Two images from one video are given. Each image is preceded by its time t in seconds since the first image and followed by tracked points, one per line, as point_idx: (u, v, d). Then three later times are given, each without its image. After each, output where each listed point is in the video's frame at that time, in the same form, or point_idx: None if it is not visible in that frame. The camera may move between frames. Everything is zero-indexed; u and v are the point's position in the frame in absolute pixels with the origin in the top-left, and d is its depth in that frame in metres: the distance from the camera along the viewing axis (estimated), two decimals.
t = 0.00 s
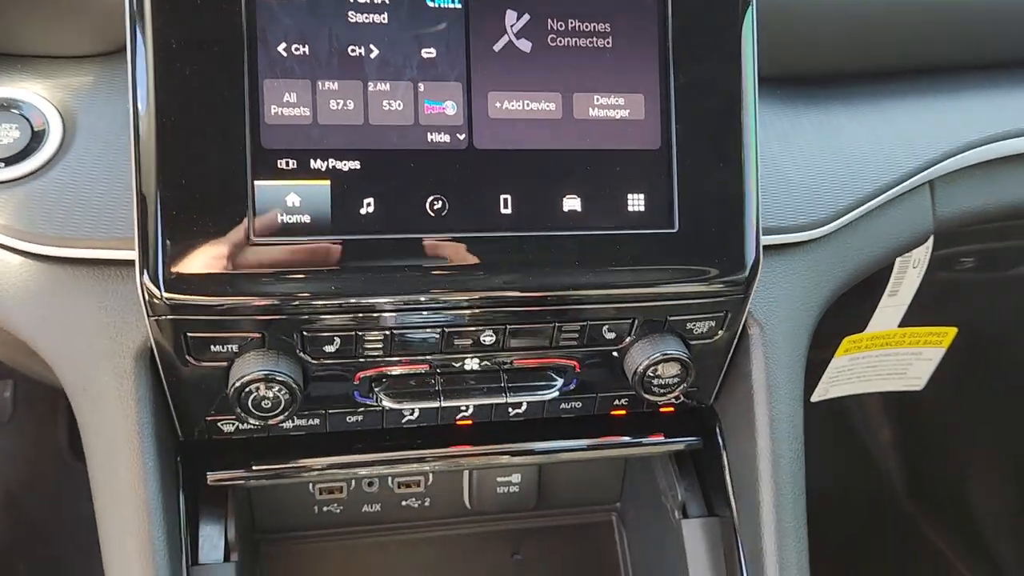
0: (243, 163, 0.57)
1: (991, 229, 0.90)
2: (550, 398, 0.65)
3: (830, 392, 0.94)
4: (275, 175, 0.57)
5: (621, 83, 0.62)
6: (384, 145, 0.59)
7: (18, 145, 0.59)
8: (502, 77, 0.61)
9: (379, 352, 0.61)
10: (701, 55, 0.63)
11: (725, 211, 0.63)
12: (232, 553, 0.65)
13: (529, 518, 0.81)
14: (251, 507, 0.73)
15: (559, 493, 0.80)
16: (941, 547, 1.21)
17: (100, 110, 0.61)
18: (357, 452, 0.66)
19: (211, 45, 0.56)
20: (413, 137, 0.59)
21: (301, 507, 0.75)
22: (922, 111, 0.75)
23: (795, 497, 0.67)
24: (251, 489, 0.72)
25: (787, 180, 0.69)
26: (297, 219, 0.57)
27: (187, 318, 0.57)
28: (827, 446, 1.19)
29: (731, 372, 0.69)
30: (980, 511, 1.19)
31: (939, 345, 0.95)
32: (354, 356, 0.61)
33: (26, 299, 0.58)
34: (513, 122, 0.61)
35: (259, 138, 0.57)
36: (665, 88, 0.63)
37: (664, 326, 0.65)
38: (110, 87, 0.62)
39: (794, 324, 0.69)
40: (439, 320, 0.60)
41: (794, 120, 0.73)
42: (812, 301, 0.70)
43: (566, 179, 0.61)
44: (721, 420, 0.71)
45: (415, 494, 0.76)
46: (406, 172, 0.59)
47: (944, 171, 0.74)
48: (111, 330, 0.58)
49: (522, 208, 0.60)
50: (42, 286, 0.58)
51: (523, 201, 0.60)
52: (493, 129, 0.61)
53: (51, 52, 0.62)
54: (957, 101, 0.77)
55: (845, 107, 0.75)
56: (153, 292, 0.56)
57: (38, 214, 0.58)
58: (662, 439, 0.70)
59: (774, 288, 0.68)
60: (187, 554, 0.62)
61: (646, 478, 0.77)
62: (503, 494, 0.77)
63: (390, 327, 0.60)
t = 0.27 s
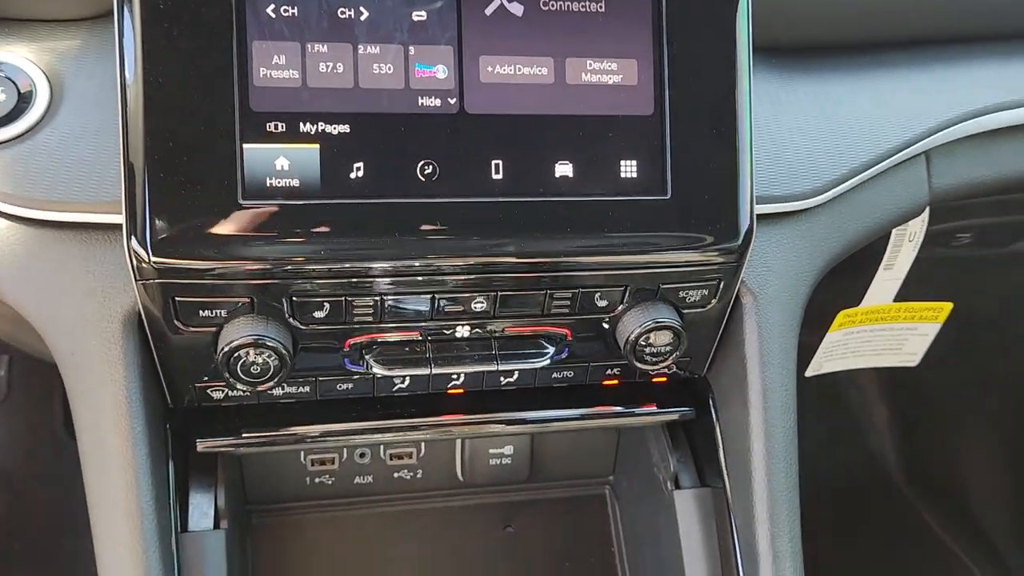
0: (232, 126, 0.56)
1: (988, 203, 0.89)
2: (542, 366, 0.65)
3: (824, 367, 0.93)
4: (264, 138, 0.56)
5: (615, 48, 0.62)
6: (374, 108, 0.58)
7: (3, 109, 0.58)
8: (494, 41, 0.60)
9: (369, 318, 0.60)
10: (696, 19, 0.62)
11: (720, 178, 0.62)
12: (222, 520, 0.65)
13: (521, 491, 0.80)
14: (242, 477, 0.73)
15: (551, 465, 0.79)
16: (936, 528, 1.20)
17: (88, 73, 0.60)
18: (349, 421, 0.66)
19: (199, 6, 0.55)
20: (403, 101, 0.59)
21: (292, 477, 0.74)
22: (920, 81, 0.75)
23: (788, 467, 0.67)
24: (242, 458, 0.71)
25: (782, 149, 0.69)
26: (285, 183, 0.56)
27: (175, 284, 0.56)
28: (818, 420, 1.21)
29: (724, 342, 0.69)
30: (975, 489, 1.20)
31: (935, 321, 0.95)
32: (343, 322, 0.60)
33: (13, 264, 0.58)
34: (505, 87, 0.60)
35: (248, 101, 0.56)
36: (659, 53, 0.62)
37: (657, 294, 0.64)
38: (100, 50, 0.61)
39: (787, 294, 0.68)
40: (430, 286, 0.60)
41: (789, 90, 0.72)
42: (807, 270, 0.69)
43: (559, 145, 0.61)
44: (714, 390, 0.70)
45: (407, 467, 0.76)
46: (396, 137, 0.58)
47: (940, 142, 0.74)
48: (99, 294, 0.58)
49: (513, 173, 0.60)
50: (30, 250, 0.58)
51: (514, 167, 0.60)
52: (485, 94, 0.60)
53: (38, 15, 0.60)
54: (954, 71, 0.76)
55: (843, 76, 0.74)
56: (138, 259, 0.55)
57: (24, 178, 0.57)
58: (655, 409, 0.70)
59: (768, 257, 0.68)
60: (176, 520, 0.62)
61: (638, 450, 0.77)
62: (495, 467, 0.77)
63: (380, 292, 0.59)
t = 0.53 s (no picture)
0: (222, 99, 0.56)
1: (982, 185, 0.89)
2: (532, 342, 0.65)
3: (817, 349, 0.94)
4: (254, 112, 0.56)
5: (606, 23, 0.62)
6: (364, 83, 0.58)
7: None
8: (485, 16, 0.60)
9: (359, 294, 0.60)
10: None
11: (711, 154, 0.62)
12: (214, 495, 0.65)
13: (513, 469, 0.80)
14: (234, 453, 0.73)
15: (543, 442, 0.79)
16: (926, 508, 1.22)
17: (78, 47, 0.60)
18: (339, 396, 0.66)
19: None
20: (394, 75, 0.58)
21: (284, 453, 0.74)
22: (913, 61, 0.74)
23: (778, 444, 0.67)
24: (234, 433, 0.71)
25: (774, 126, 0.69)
26: (275, 157, 0.56)
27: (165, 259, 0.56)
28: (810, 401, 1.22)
29: (716, 322, 0.68)
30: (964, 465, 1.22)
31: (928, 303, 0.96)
32: (333, 297, 0.60)
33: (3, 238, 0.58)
34: (495, 62, 0.60)
35: (238, 74, 0.56)
36: (651, 28, 0.62)
37: (647, 270, 0.64)
38: (89, 24, 0.60)
39: (779, 273, 0.68)
40: (420, 261, 0.60)
41: (782, 68, 0.72)
42: (798, 248, 0.69)
43: (550, 121, 0.61)
44: (704, 368, 0.70)
45: (400, 444, 0.76)
46: (386, 111, 0.58)
47: (933, 121, 0.74)
48: (90, 268, 0.58)
49: (504, 149, 0.60)
50: (21, 223, 0.58)
51: (505, 142, 0.60)
52: (475, 69, 0.60)
53: None
54: (949, 50, 0.75)
55: (837, 55, 0.74)
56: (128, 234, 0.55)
57: (14, 151, 0.57)
58: (645, 387, 0.70)
59: (760, 234, 0.68)
60: (167, 495, 0.62)
61: (630, 428, 0.77)
62: (487, 445, 0.77)
63: (370, 267, 0.59)
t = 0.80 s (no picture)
0: (213, 65, 0.56)
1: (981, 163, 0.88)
2: (524, 313, 0.65)
3: (813, 327, 0.95)
4: (245, 78, 0.56)
5: None
6: (355, 50, 0.58)
7: None
8: None
9: (351, 262, 0.60)
10: None
11: (705, 125, 0.62)
12: (206, 464, 0.64)
13: (507, 445, 0.80)
14: (229, 426, 0.73)
15: (536, 417, 0.79)
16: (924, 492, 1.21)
17: (69, 12, 0.59)
18: (332, 367, 0.66)
19: None
20: (385, 43, 0.58)
21: (278, 426, 0.74)
22: (913, 34, 0.74)
23: (771, 415, 0.66)
24: (227, 405, 0.71)
25: (770, 98, 0.68)
26: (267, 124, 0.56)
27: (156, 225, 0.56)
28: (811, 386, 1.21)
29: (708, 294, 0.68)
30: (963, 451, 1.22)
31: (924, 282, 0.95)
32: (324, 266, 0.60)
33: None
34: (489, 30, 0.59)
35: (229, 41, 0.56)
36: None
37: (640, 241, 0.64)
38: None
39: (771, 245, 0.68)
40: (412, 230, 0.60)
41: (780, 44, 0.71)
42: (791, 221, 0.69)
43: (542, 90, 0.60)
44: (698, 342, 0.70)
45: (394, 418, 0.76)
46: (377, 79, 0.58)
47: (930, 95, 0.73)
48: (81, 235, 0.58)
49: (496, 118, 0.59)
50: (12, 191, 0.58)
51: (497, 111, 0.59)
52: (468, 37, 0.59)
53: None
54: (948, 23, 0.74)
55: (836, 27, 0.73)
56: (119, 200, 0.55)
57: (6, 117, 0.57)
58: (638, 359, 0.70)
59: (753, 206, 0.68)
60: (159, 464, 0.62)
61: (623, 403, 0.77)
62: (480, 419, 0.77)
63: (362, 235, 0.59)
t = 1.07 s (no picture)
0: (206, 31, 0.55)
1: (983, 144, 0.88)
2: (520, 286, 0.65)
3: (809, 306, 0.94)
4: (239, 47, 0.56)
5: None
6: (351, 19, 0.57)
7: None
8: None
9: (347, 233, 0.60)
10: None
11: (704, 99, 0.61)
12: (202, 435, 0.65)
13: (502, 421, 0.80)
14: (228, 402, 0.73)
15: (532, 395, 0.79)
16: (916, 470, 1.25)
17: None
18: (328, 339, 0.66)
19: None
20: (381, 12, 0.57)
21: (275, 401, 0.75)
22: (906, 15, 0.75)
23: (765, 389, 0.66)
24: (224, 380, 0.71)
25: (767, 74, 0.69)
26: (262, 93, 0.56)
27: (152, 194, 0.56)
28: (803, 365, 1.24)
29: (704, 269, 0.68)
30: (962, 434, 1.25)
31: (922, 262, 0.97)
32: (320, 236, 0.60)
33: None
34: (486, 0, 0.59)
35: (223, 9, 0.55)
36: None
37: (636, 215, 0.64)
38: None
39: (768, 220, 0.68)
40: (409, 203, 0.60)
41: (776, 20, 0.72)
42: (789, 196, 0.69)
43: (540, 62, 0.59)
44: (694, 318, 0.70)
45: (390, 394, 0.76)
46: (373, 48, 0.57)
47: (930, 72, 0.73)
48: (76, 203, 0.58)
49: (493, 89, 0.59)
50: (6, 161, 0.58)
51: (495, 82, 0.59)
52: (466, 6, 0.58)
53: None
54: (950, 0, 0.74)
55: (830, 6, 0.74)
56: (114, 169, 0.55)
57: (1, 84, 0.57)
58: (634, 334, 0.70)
59: (751, 182, 0.67)
60: (155, 433, 0.62)
61: (619, 379, 0.77)
62: (477, 395, 0.77)
63: (358, 206, 0.59)
